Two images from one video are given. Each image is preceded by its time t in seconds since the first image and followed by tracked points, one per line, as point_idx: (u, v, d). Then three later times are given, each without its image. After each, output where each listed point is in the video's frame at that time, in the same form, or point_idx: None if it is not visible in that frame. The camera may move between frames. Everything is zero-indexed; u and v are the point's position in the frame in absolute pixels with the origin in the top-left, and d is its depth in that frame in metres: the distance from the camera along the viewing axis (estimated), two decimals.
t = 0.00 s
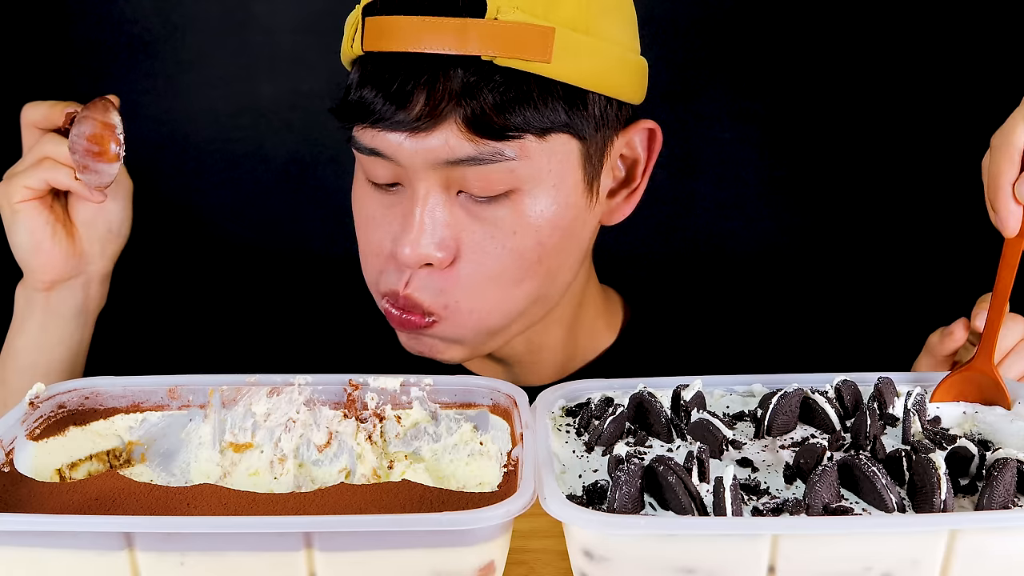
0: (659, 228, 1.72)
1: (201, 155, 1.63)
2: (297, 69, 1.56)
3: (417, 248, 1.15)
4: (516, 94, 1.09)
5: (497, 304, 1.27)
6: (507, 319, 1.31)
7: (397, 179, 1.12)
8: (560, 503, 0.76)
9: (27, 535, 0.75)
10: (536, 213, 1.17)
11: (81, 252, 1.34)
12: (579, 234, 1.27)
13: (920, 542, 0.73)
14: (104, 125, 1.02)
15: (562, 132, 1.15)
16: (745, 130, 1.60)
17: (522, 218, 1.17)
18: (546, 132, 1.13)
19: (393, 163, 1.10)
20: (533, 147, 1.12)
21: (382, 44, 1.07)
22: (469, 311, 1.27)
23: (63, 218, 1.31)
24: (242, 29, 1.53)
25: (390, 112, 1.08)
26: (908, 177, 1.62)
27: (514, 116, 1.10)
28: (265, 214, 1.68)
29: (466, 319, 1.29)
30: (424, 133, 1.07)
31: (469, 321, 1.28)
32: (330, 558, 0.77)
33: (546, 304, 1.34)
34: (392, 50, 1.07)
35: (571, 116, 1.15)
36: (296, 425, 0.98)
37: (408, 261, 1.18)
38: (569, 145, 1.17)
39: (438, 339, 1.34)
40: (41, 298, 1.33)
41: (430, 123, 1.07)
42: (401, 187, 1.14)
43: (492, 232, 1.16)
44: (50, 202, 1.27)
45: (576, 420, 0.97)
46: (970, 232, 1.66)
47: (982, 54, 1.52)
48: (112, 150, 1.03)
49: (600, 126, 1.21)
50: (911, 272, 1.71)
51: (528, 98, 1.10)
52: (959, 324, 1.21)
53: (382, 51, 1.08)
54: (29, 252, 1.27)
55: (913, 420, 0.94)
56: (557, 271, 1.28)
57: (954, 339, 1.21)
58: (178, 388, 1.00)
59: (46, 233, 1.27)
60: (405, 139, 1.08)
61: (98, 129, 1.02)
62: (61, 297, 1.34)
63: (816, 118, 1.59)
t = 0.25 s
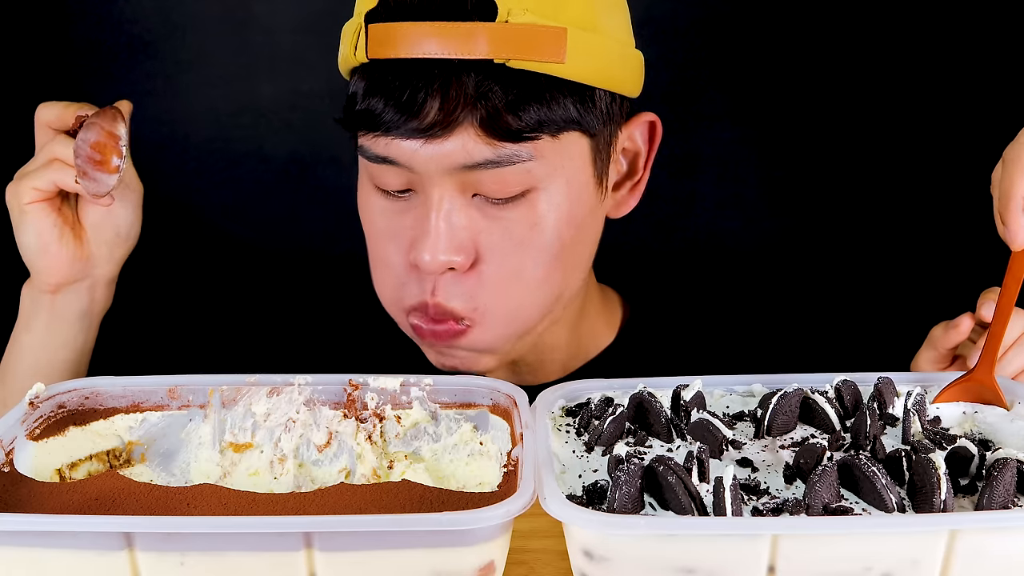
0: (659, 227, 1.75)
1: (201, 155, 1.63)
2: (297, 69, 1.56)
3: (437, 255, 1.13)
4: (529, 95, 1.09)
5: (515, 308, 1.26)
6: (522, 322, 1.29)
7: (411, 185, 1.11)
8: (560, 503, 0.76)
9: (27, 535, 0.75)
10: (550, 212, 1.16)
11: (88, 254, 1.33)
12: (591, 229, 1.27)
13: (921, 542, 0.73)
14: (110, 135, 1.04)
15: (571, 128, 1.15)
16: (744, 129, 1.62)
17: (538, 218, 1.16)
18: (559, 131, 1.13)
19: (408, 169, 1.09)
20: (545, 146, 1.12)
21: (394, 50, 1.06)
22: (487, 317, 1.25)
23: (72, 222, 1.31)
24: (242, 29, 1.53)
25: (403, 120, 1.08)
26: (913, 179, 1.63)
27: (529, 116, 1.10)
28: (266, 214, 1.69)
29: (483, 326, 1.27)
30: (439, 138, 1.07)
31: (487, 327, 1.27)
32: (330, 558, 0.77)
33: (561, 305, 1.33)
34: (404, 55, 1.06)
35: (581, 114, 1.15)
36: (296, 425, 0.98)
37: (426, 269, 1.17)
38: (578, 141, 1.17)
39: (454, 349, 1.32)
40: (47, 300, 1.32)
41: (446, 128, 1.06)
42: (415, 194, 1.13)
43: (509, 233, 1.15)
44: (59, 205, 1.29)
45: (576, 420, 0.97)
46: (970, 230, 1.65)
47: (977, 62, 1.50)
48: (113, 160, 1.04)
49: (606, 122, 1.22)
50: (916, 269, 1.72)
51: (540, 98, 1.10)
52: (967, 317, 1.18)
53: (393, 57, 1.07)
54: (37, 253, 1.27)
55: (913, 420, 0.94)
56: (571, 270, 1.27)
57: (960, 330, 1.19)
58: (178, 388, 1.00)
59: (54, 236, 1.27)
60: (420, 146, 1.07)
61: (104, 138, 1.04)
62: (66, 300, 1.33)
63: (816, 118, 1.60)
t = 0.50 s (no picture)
0: (658, 227, 1.75)
1: (201, 155, 1.63)
2: (297, 69, 1.56)
3: (446, 253, 1.13)
4: (532, 90, 1.10)
5: (522, 304, 1.26)
6: (528, 318, 1.30)
7: (415, 186, 1.12)
8: (560, 503, 0.76)
9: (27, 535, 0.75)
10: (557, 205, 1.17)
11: (83, 261, 1.34)
12: (594, 222, 1.27)
13: (921, 542, 0.73)
14: (108, 142, 1.00)
15: (573, 122, 1.15)
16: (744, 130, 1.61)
17: (544, 212, 1.16)
18: (562, 123, 1.14)
19: (411, 171, 1.09)
20: (548, 139, 1.12)
21: (393, 55, 1.05)
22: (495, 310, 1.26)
23: (66, 229, 1.31)
24: (243, 30, 1.53)
25: (406, 120, 1.08)
26: (908, 171, 1.62)
27: (533, 111, 1.10)
28: (267, 214, 1.69)
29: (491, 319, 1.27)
30: (442, 137, 1.07)
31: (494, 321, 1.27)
32: (330, 559, 0.77)
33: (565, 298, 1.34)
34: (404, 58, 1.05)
35: (582, 106, 1.16)
36: (296, 425, 0.98)
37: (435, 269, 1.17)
38: (579, 136, 1.17)
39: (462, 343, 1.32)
40: (42, 308, 1.33)
41: (452, 127, 1.06)
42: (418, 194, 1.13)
43: (517, 228, 1.16)
44: (52, 212, 1.28)
45: (576, 420, 0.97)
46: (969, 227, 1.65)
47: (977, 58, 1.50)
48: (114, 167, 1.01)
49: (604, 113, 1.22)
50: (913, 266, 1.72)
51: (542, 92, 1.10)
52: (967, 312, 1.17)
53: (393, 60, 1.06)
54: (31, 261, 1.27)
55: (913, 420, 0.94)
56: (575, 266, 1.28)
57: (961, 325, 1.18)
58: (178, 388, 1.00)
59: (48, 244, 1.27)
60: (425, 146, 1.07)
61: (102, 147, 1.00)
62: (63, 307, 1.34)
63: (816, 118, 1.59)
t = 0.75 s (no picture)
0: (656, 226, 1.73)
1: (201, 155, 1.63)
2: (298, 69, 1.56)
3: (444, 250, 1.14)
4: (531, 87, 1.09)
5: (518, 301, 1.27)
6: (524, 314, 1.31)
7: (413, 184, 1.12)
8: (560, 503, 0.76)
9: (27, 535, 0.75)
10: (555, 202, 1.17)
11: (77, 264, 1.34)
12: (590, 220, 1.28)
13: (922, 542, 0.73)
14: (85, 139, 1.04)
15: (571, 119, 1.15)
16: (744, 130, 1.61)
17: (542, 209, 1.17)
18: (561, 121, 1.14)
19: (410, 168, 1.09)
20: (547, 137, 1.13)
21: (394, 51, 1.05)
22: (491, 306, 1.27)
23: (59, 231, 1.31)
24: (243, 30, 1.53)
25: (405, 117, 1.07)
26: (911, 172, 1.63)
27: (532, 108, 1.10)
28: (266, 214, 1.68)
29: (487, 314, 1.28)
30: (442, 134, 1.06)
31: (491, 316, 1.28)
32: (330, 559, 0.77)
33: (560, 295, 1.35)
34: (404, 55, 1.04)
35: (581, 103, 1.16)
36: (296, 425, 0.98)
37: (433, 266, 1.18)
38: (577, 133, 1.18)
39: (458, 338, 1.33)
40: (35, 311, 1.32)
41: (451, 123, 1.06)
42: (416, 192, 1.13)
43: (515, 225, 1.17)
44: (45, 214, 1.27)
45: (576, 420, 0.97)
46: (971, 228, 1.67)
47: (980, 55, 1.53)
48: (92, 163, 1.05)
49: (602, 111, 1.22)
50: (910, 266, 1.72)
51: (542, 89, 1.10)
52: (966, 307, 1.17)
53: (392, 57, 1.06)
54: (24, 262, 1.27)
55: (913, 420, 0.94)
56: (571, 262, 1.29)
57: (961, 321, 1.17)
58: (179, 388, 1.00)
59: (40, 246, 1.27)
60: (424, 143, 1.07)
61: (80, 144, 1.04)
62: (56, 310, 1.34)
63: (815, 118, 1.59)
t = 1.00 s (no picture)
0: (656, 228, 1.73)
1: (201, 155, 1.63)
2: (297, 70, 1.56)
3: (444, 245, 1.14)
4: (534, 83, 1.10)
5: (518, 299, 1.27)
6: (524, 314, 1.30)
7: (415, 178, 1.11)
8: (558, 503, 0.76)
9: (27, 535, 0.75)
10: (556, 200, 1.17)
11: (77, 265, 1.34)
12: (592, 219, 1.27)
13: (920, 544, 0.73)
14: (78, 125, 1.05)
15: (573, 116, 1.15)
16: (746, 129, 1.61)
17: (543, 206, 1.16)
18: (563, 117, 1.14)
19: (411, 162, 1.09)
20: (549, 133, 1.12)
21: (396, 45, 1.05)
22: (492, 305, 1.26)
23: (59, 232, 1.32)
24: (243, 30, 1.53)
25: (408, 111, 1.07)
26: (914, 172, 1.62)
27: (534, 104, 1.10)
28: (267, 214, 1.68)
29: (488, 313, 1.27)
30: (444, 128, 1.06)
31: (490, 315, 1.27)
32: (330, 559, 0.77)
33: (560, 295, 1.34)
34: (407, 50, 1.04)
35: (582, 101, 1.16)
36: (296, 425, 0.99)
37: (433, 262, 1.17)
38: (579, 131, 1.17)
39: (458, 337, 1.32)
40: (36, 311, 1.32)
41: (454, 118, 1.06)
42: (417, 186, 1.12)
43: (515, 222, 1.16)
44: (45, 215, 1.29)
45: (577, 420, 0.97)
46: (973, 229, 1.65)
47: (980, 55, 1.51)
48: (84, 150, 1.06)
49: (603, 110, 1.22)
50: (912, 265, 1.71)
51: (544, 86, 1.10)
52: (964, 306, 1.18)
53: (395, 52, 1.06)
54: (24, 262, 1.28)
55: (916, 422, 0.93)
56: (572, 261, 1.28)
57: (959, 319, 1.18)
58: (179, 388, 1.00)
59: (40, 246, 1.28)
60: (426, 136, 1.07)
61: (73, 130, 1.05)
62: (54, 311, 1.33)
63: (815, 118, 1.59)
